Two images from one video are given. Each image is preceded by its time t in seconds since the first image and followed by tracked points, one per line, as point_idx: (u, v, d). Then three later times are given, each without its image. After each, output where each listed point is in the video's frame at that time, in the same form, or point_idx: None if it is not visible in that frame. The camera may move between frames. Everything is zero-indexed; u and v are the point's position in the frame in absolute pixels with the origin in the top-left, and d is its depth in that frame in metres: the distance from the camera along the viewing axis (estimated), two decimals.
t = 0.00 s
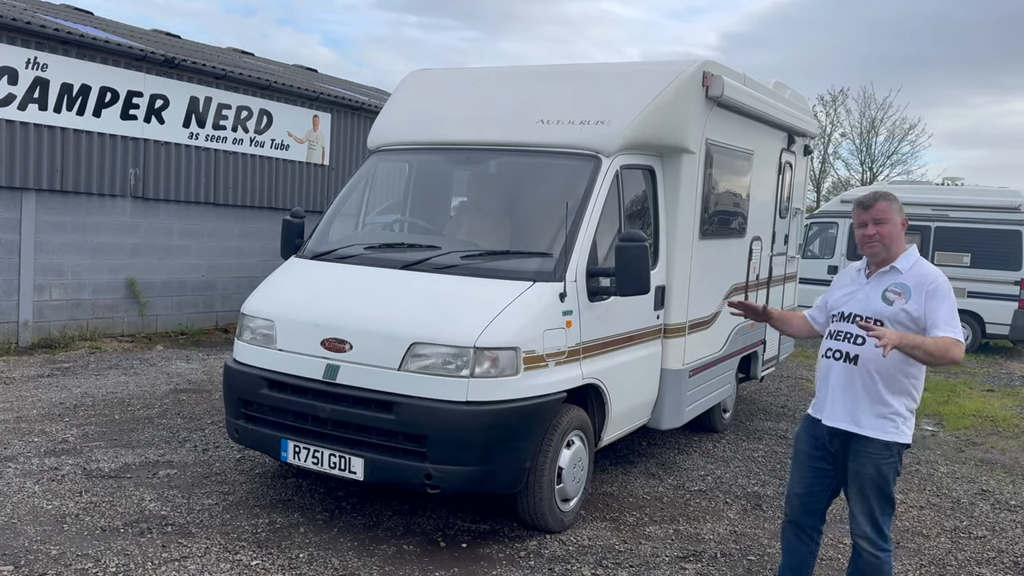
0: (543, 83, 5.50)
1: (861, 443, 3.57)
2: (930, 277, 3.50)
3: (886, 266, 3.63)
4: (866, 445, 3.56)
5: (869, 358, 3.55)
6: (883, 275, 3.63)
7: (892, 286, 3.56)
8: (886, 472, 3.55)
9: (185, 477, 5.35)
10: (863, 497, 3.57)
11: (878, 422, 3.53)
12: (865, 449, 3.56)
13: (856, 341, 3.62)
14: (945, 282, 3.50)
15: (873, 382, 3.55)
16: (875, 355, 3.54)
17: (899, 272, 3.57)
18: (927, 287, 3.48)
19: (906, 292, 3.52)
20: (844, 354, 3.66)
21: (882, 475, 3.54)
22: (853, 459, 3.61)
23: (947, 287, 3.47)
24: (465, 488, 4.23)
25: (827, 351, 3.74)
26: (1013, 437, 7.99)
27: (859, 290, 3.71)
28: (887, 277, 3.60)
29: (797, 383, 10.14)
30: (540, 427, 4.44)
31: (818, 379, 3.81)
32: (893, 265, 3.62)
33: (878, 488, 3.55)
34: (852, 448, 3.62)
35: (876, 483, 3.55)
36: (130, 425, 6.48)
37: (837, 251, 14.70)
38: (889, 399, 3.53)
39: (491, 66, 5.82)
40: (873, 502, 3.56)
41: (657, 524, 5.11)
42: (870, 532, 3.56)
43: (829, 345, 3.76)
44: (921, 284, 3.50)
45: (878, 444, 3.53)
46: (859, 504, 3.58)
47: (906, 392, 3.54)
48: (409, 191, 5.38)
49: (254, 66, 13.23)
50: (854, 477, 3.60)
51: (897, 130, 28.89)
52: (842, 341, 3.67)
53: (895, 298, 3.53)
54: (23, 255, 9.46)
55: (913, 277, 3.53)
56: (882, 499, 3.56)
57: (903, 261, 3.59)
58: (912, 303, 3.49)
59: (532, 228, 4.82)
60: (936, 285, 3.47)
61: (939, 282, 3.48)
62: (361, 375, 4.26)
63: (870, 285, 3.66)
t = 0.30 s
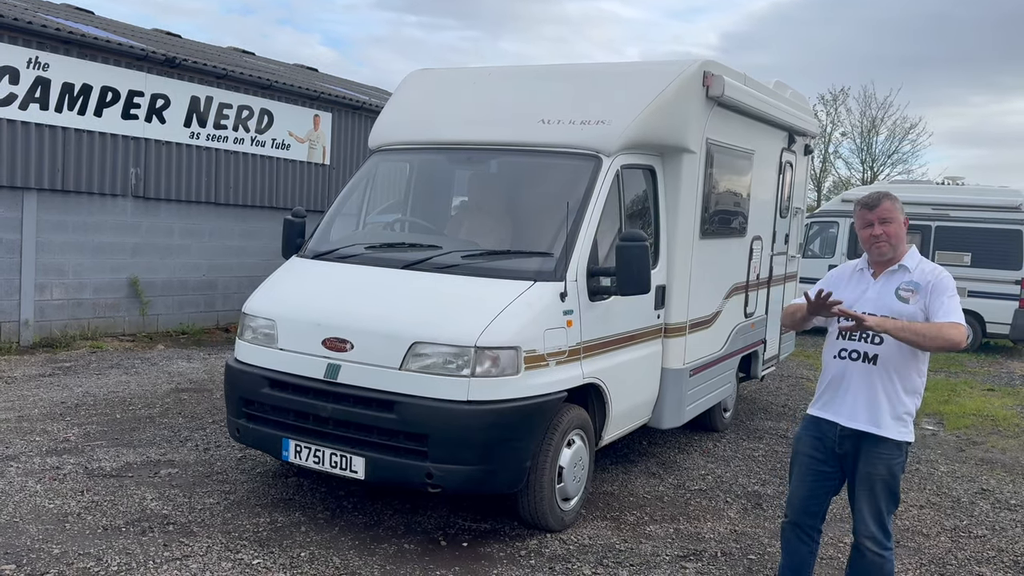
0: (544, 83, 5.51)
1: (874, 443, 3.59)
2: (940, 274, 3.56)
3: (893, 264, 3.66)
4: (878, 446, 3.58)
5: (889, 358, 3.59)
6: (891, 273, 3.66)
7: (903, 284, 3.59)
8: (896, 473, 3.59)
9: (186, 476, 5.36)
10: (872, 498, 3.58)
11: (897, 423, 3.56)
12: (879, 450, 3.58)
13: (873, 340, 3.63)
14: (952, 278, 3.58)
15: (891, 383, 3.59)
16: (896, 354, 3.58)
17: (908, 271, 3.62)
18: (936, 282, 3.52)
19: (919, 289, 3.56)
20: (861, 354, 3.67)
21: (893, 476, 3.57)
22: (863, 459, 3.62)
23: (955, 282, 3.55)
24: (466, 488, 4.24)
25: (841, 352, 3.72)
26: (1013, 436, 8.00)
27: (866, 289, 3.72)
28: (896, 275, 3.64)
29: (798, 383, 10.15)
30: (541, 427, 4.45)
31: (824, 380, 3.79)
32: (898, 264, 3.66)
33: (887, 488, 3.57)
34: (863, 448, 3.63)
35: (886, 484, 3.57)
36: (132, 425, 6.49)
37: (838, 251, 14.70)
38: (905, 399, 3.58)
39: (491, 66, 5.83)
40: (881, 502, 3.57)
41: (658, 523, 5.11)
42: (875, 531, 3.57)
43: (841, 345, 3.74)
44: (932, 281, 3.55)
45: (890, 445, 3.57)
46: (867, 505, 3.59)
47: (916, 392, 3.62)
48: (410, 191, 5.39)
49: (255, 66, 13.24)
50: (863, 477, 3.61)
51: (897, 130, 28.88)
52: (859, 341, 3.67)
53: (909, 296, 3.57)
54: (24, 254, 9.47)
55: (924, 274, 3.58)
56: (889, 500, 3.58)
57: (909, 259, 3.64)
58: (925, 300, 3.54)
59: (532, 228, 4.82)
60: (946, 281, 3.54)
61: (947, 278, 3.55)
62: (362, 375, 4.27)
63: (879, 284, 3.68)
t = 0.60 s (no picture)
0: (544, 83, 5.51)
1: (876, 444, 3.60)
2: (941, 276, 3.57)
3: (894, 266, 3.66)
4: (881, 446, 3.59)
5: (891, 360, 3.57)
6: (891, 275, 3.66)
7: (905, 286, 3.60)
8: (898, 473, 3.60)
9: (188, 476, 5.37)
10: (874, 498, 3.59)
11: (901, 425, 3.57)
12: (881, 451, 3.59)
13: (874, 343, 3.61)
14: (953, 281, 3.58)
15: (893, 385, 3.59)
16: (896, 357, 3.57)
17: (909, 272, 3.62)
18: (938, 285, 3.53)
19: (921, 291, 3.57)
20: (862, 356, 3.65)
21: (895, 476, 3.58)
22: (866, 460, 3.63)
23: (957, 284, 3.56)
24: (467, 487, 4.25)
25: (841, 354, 3.71)
26: (1014, 435, 7.99)
27: (867, 291, 3.71)
28: (896, 277, 3.64)
29: (799, 382, 10.15)
30: (542, 426, 4.45)
31: (825, 380, 3.78)
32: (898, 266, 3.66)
33: (889, 488, 3.59)
34: (865, 449, 3.64)
35: (888, 483, 3.59)
36: (133, 424, 6.49)
37: (839, 250, 14.70)
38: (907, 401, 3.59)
39: (492, 65, 5.83)
40: (883, 502, 3.59)
41: (659, 522, 5.12)
42: (877, 531, 3.58)
43: (841, 347, 3.73)
44: (933, 282, 3.56)
45: (893, 445, 3.58)
46: (869, 505, 3.60)
47: (917, 393, 3.63)
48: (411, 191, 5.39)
49: (256, 65, 13.25)
50: (866, 478, 3.62)
51: (899, 129, 28.87)
52: (859, 343, 3.66)
53: (911, 298, 3.57)
54: (25, 254, 9.48)
55: (925, 276, 3.59)
56: (890, 500, 3.60)
57: (909, 260, 3.65)
58: (927, 302, 3.55)
59: (533, 228, 4.83)
60: (948, 283, 3.54)
61: (949, 280, 3.56)
62: (363, 374, 4.28)
63: (879, 286, 3.68)
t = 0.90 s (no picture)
0: (546, 82, 5.51)
1: (871, 444, 3.59)
2: (938, 276, 3.53)
3: (890, 266, 3.64)
4: (876, 445, 3.58)
5: (882, 359, 3.57)
6: (887, 276, 3.64)
7: (900, 286, 3.58)
8: (895, 472, 3.58)
9: (189, 475, 5.38)
10: (871, 497, 3.58)
11: (893, 424, 3.56)
12: (875, 449, 3.58)
13: (866, 342, 3.62)
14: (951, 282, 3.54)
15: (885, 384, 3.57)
16: (888, 357, 3.56)
17: (905, 272, 3.60)
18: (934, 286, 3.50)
19: (915, 292, 3.54)
20: (854, 355, 3.66)
21: (891, 474, 3.57)
22: (861, 460, 3.62)
23: (954, 286, 3.51)
24: (468, 486, 4.25)
25: (834, 353, 3.73)
26: (1015, 435, 7.99)
27: (862, 291, 3.71)
28: (893, 277, 3.62)
29: (800, 382, 10.15)
30: (544, 426, 4.46)
31: (821, 379, 3.80)
32: (893, 268, 3.63)
33: (886, 487, 3.57)
34: (860, 448, 3.63)
35: (884, 482, 3.57)
36: (135, 424, 6.50)
37: (840, 250, 14.71)
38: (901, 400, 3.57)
39: (494, 65, 5.83)
40: (881, 501, 3.58)
41: (660, 522, 5.12)
42: (876, 531, 3.58)
43: (836, 346, 3.74)
44: (929, 283, 3.53)
45: (889, 445, 3.56)
46: (867, 504, 3.60)
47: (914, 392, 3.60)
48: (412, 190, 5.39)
49: (258, 65, 13.25)
50: (862, 477, 3.61)
51: (900, 129, 28.86)
52: (852, 342, 3.66)
53: (905, 298, 3.55)
54: (27, 254, 9.49)
55: (921, 276, 3.55)
56: (888, 498, 3.59)
57: (907, 262, 3.61)
58: (920, 303, 3.52)
59: (534, 227, 4.83)
60: (944, 284, 3.51)
61: (946, 281, 3.52)
62: (365, 374, 4.28)
63: (875, 285, 3.67)
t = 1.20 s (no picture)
0: (548, 82, 5.50)
1: (855, 442, 3.60)
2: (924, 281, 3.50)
3: (875, 267, 3.62)
4: (860, 444, 3.58)
5: (861, 360, 3.57)
6: (873, 277, 3.62)
7: (883, 288, 3.56)
8: (883, 470, 3.57)
9: (191, 475, 5.38)
10: (861, 496, 3.58)
11: (874, 423, 3.56)
12: (860, 448, 3.58)
13: (847, 342, 3.63)
14: (937, 286, 3.50)
15: (865, 383, 3.57)
16: (867, 357, 3.56)
17: (890, 274, 3.57)
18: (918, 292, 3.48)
19: (898, 295, 3.52)
20: (835, 355, 3.67)
21: (878, 473, 3.56)
22: (848, 458, 3.63)
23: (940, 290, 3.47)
24: (469, 486, 4.25)
25: (817, 352, 3.74)
26: (1017, 435, 7.98)
27: (848, 290, 3.70)
28: (878, 279, 3.60)
29: (802, 382, 10.14)
30: (545, 426, 4.45)
31: (808, 377, 3.82)
32: (878, 270, 3.61)
33: (875, 485, 3.56)
34: (845, 447, 3.64)
35: (873, 480, 3.57)
36: (137, 424, 6.50)
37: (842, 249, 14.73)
38: (883, 399, 3.56)
39: (495, 65, 5.83)
40: (871, 500, 3.57)
41: (662, 522, 5.11)
42: (872, 530, 3.57)
43: (819, 345, 3.76)
44: (913, 286, 3.50)
45: (872, 443, 3.56)
46: (857, 503, 3.59)
47: (898, 391, 3.58)
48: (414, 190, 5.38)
49: (260, 65, 13.26)
50: (850, 475, 3.61)
51: (901, 128, 28.84)
52: (833, 342, 3.68)
53: (888, 301, 3.54)
54: (29, 254, 9.49)
55: (906, 279, 3.53)
56: (879, 497, 3.57)
57: (894, 264, 3.58)
58: (903, 306, 3.50)
59: (536, 227, 4.82)
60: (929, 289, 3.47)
61: (933, 285, 3.48)
62: (366, 374, 4.28)
63: (860, 285, 3.65)
